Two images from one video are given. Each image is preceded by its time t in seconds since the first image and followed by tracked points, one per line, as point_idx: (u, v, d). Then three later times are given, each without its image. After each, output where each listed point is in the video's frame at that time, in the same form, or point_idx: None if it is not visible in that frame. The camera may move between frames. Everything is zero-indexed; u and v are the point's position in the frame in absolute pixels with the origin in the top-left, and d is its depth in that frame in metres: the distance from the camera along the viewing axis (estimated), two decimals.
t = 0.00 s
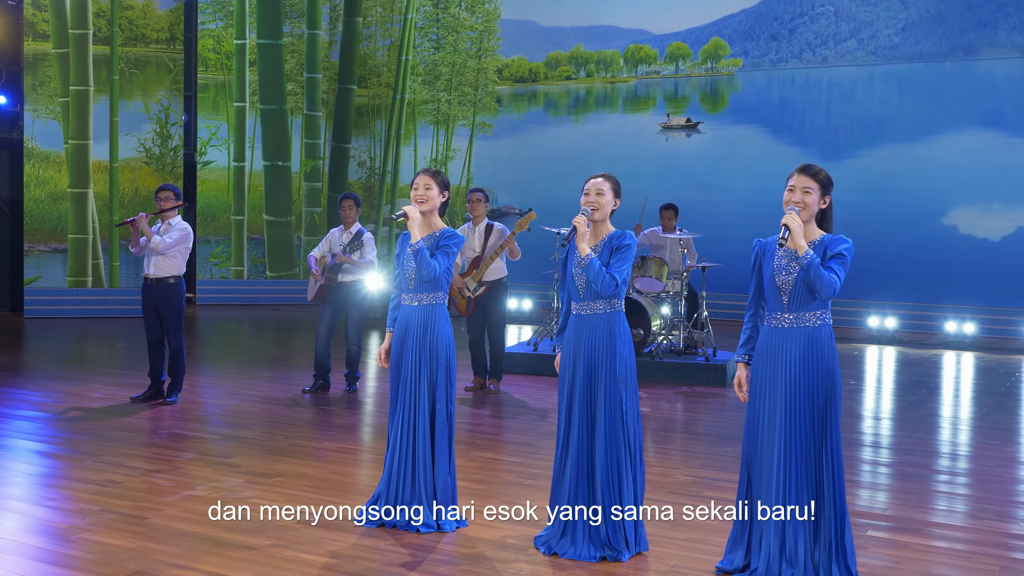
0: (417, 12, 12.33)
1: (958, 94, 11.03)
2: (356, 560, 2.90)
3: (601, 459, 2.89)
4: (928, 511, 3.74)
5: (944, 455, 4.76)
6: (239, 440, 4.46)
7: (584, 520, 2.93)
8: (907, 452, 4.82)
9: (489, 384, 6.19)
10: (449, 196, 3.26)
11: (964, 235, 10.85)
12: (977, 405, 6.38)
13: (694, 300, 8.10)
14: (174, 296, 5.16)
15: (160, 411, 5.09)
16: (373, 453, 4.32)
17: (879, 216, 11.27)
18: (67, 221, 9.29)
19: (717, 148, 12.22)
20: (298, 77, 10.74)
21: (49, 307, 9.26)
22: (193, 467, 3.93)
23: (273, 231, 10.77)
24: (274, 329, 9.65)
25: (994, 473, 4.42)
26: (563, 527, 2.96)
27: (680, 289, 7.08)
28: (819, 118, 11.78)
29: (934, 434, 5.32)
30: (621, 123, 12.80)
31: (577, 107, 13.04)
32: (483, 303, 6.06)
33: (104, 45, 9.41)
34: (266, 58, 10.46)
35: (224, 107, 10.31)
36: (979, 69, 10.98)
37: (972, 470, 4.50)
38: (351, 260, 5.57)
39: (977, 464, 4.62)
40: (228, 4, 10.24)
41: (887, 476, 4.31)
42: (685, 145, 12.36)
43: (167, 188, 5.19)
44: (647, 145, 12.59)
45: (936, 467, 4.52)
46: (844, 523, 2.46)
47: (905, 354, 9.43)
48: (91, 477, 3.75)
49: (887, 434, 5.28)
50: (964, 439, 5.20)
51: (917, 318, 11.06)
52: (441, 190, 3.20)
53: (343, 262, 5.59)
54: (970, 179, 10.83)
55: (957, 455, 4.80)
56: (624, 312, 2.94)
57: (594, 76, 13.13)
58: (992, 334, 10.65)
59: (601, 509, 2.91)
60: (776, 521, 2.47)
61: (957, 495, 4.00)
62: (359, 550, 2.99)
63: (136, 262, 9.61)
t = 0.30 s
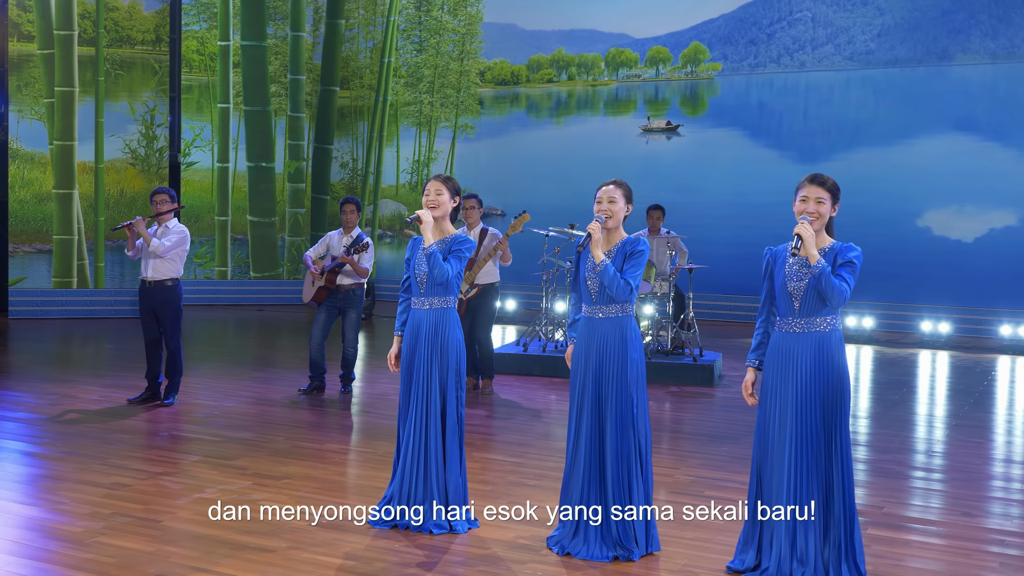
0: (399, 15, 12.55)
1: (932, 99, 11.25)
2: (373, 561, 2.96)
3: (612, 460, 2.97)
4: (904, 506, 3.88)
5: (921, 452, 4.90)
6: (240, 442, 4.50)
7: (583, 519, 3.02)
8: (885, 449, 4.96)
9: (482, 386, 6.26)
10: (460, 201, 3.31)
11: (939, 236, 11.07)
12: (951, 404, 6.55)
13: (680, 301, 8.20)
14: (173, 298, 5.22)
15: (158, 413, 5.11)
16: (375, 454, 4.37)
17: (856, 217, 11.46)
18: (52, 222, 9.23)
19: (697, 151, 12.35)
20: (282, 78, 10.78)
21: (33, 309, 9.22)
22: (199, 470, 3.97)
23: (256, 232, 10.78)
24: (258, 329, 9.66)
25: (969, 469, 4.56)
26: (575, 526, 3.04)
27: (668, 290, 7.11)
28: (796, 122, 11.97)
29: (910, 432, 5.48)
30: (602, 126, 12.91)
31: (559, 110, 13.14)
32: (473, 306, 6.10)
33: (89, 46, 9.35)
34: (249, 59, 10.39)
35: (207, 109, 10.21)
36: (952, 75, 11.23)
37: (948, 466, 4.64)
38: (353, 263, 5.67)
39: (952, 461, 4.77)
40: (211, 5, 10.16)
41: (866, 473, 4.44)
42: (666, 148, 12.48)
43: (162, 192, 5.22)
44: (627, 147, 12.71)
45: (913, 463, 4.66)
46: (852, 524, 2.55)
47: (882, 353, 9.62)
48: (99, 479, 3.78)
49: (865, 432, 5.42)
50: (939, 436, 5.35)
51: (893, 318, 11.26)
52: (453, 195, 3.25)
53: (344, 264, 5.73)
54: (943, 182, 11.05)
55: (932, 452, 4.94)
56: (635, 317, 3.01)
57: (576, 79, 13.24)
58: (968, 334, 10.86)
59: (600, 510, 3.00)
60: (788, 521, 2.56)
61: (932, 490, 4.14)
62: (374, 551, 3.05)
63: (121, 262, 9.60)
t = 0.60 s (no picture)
0: (376, 17, 12.62)
1: (898, 103, 11.51)
2: (385, 562, 3.03)
3: (616, 461, 3.07)
4: (872, 499, 4.01)
5: (890, 448, 5.05)
6: (239, 444, 4.53)
7: (584, 519, 3.12)
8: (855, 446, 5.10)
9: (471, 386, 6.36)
10: (465, 207, 3.37)
11: (906, 237, 11.33)
12: (919, 401, 6.73)
13: (661, 301, 8.34)
14: (165, 300, 5.24)
15: (151, 415, 5.12)
16: (374, 456, 4.44)
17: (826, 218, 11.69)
18: (31, 223, 9.11)
19: (672, 153, 12.51)
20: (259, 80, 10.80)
21: (10, 310, 9.08)
22: (201, 472, 4.01)
23: (234, 232, 10.79)
24: (236, 329, 9.67)
25: (936, 464, 4.71)
26: (579, 526, 3.13)
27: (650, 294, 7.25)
28: (767, 124, 12.15)
29: (881, 428, 5.65)
30: (578, 128, 13.02)
31: (534, 112, 13.24)
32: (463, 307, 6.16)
33: (69, 47, 9.26)
34: (227, 60, 10.40)
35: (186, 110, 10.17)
36: (919, 80, 11.50)
37: (915, 461, 4.78)
38: (343, 264, 5.83)
39: (920, 457, 4.92)
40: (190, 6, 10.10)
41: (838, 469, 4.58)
42: (640, 150, 12.64)
43: (152, 194, 5.21)
44: (602, 148, 12.81)
45: (882, 459, 4.80)
46: (853, 522, 2.68)
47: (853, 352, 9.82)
48: (102, 481, 3.80)
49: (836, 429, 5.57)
50: (908, 432, 5.51)
51: (863, 317, 11.49)
52: (458, 203, 3.30)
53: (335, 266, 5.86)
54: (909, 184, 11.31)
55: (901, 448, 5.09)
56: (639, 320, 3.11)
57: (551, 82, 13.37)
58: (935, 334, 11.10)
59: (600, 510, 3.10)
60: (792, 519, 2.67)
61: (901, 485, 4.27)
62: (384, 552, 3.12)
63: (101, 263, 9.54)
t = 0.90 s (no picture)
0: (349, 18, 12.68)
1: (861, 106, 11.80)
2: (395, 561, 3.10)
3: (618, 459, 3.19)
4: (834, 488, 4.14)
5: (855, 442, 5.21)
6: (232, 445, 4.58)
7: (585, 519, 3.25)
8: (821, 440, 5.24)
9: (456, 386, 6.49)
10: (467, 213, 3.46)
11: (869, 237, 11.58)
12: (883, 398, 6.91)
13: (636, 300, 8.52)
14: (153, 302, 5.26)
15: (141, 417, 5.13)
16: (369, 456, 4.52)
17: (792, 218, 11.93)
18: (4, 223, 9.02)
19: (641, 155, 12.70)
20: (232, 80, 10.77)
21: None
22: (200, 473, 4.05)
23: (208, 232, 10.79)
24: (210, 329, 9.68)
25: (898, 458, 4.83)
26: (580, 524, 3.26)
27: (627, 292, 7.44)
28: (735, 127, 12.36)
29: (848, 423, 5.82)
30: (549, 129, 13.15)
31: (506, 113, 13.32)
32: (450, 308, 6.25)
33: (43, 47, 9.16)
34: (200, 61, 10.38)
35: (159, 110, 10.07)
36: (882, 84, 11.80)
37: (879, 455, 4.92)
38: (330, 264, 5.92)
39: (884, 451, 5.06)
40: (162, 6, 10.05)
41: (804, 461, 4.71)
42: (611, 151, 12.80)
43: (139, 196, 5.18)
44: (574, 149, 12.95)
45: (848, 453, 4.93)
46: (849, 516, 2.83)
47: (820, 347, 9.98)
48: (103, 483, 3.83)
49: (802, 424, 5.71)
50: (873, 428, 5.67)
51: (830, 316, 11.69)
52: (460, 210, 3.40)
53: (320, 267, 5.94)
54: (872, 186, 11.58)
55: (866, 442, 5.24)
56: (639, 323, 3.23)
57: (523, 84, 13.48)
58: (897, 331, 11.42)
59: (600, 510, 3.23)
60: (791, 517, 2.83)
61: (866, 477, 4.40)
62: (391, 550, 3.19)
63: (76, 262, 9.45)
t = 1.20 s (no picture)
0: (319, 19, 12.69)
1: (824, 110, 12.10)
2: (404, 558, 3.17)
3: (616, 457, 3.32)
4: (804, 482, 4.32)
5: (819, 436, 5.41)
6: (226, 446, 4.61)
7: (585, 519, 3.38)
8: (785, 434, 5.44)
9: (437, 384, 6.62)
10: (467, 219, 3.56)
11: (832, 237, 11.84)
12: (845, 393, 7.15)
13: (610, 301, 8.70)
14: (139, 303, 5.26)
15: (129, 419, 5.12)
16: (363, 455, 4.60)
17: (757, 218, 12.15)
18: None
19: (609, 155, 12.87)
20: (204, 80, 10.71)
21: None
22: (199, 474, 4.09)
23: (179, 232, 10.74)
24: (181, 329, 9.65)
25: (861, 451, 5.04)
26: (579, 520, 3.40)
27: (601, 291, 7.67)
28: (701, 129, 12.56)
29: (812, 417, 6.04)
30: (519, 130, 13.28)
31: (476, 114, 13.42)
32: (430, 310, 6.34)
33: (15, 47, 9.07)
34: (171, 61, 10.34)
35: (130, 109, 10.09)
36: (843, 88, 12.19)
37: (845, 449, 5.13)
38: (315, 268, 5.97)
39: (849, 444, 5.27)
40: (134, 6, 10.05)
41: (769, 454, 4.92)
42: (579, 152, 12.94)
43: (127, 198, 5.21)
44: (543, 150, 13.12)
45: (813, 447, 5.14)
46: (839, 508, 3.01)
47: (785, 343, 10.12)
48: (101, 485, 3.84)
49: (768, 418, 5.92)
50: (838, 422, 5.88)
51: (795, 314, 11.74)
52: (460, 215, 3.50)
53: (306, 269, 6.01)
54: (833, 187, 11.86)
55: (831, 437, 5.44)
56: (635, 324, 3.36)
57: (493, 85, 13.60)
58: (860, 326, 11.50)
59: (600, 510, 3.36)
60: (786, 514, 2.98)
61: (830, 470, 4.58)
62: (399, 548, 3.27)
63: (48, 262, 9.35)
